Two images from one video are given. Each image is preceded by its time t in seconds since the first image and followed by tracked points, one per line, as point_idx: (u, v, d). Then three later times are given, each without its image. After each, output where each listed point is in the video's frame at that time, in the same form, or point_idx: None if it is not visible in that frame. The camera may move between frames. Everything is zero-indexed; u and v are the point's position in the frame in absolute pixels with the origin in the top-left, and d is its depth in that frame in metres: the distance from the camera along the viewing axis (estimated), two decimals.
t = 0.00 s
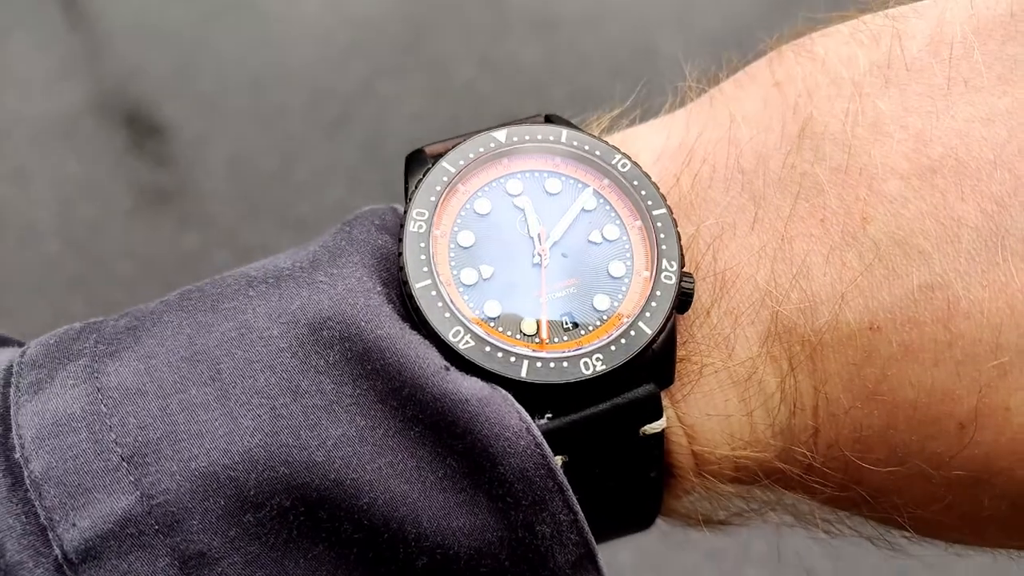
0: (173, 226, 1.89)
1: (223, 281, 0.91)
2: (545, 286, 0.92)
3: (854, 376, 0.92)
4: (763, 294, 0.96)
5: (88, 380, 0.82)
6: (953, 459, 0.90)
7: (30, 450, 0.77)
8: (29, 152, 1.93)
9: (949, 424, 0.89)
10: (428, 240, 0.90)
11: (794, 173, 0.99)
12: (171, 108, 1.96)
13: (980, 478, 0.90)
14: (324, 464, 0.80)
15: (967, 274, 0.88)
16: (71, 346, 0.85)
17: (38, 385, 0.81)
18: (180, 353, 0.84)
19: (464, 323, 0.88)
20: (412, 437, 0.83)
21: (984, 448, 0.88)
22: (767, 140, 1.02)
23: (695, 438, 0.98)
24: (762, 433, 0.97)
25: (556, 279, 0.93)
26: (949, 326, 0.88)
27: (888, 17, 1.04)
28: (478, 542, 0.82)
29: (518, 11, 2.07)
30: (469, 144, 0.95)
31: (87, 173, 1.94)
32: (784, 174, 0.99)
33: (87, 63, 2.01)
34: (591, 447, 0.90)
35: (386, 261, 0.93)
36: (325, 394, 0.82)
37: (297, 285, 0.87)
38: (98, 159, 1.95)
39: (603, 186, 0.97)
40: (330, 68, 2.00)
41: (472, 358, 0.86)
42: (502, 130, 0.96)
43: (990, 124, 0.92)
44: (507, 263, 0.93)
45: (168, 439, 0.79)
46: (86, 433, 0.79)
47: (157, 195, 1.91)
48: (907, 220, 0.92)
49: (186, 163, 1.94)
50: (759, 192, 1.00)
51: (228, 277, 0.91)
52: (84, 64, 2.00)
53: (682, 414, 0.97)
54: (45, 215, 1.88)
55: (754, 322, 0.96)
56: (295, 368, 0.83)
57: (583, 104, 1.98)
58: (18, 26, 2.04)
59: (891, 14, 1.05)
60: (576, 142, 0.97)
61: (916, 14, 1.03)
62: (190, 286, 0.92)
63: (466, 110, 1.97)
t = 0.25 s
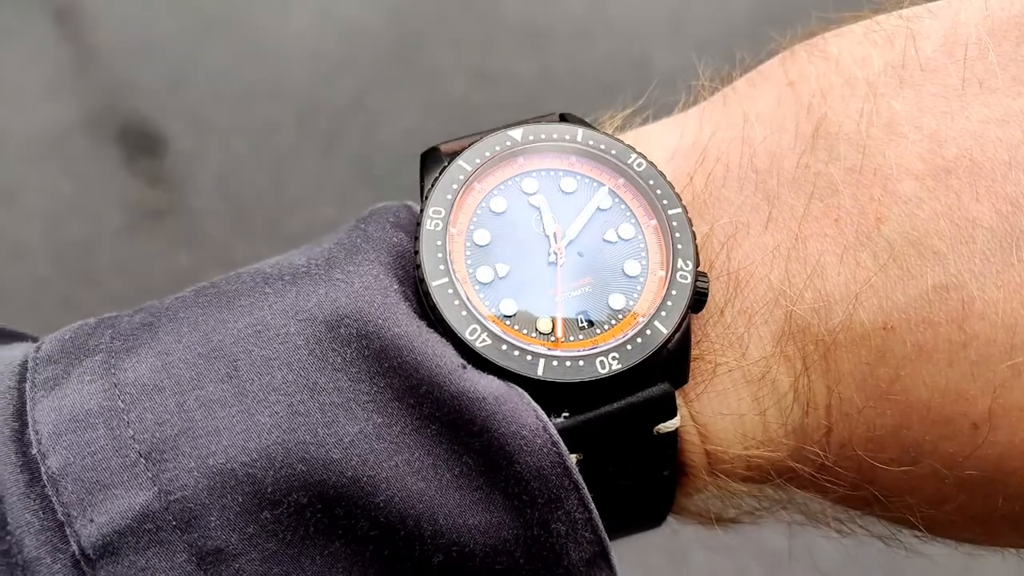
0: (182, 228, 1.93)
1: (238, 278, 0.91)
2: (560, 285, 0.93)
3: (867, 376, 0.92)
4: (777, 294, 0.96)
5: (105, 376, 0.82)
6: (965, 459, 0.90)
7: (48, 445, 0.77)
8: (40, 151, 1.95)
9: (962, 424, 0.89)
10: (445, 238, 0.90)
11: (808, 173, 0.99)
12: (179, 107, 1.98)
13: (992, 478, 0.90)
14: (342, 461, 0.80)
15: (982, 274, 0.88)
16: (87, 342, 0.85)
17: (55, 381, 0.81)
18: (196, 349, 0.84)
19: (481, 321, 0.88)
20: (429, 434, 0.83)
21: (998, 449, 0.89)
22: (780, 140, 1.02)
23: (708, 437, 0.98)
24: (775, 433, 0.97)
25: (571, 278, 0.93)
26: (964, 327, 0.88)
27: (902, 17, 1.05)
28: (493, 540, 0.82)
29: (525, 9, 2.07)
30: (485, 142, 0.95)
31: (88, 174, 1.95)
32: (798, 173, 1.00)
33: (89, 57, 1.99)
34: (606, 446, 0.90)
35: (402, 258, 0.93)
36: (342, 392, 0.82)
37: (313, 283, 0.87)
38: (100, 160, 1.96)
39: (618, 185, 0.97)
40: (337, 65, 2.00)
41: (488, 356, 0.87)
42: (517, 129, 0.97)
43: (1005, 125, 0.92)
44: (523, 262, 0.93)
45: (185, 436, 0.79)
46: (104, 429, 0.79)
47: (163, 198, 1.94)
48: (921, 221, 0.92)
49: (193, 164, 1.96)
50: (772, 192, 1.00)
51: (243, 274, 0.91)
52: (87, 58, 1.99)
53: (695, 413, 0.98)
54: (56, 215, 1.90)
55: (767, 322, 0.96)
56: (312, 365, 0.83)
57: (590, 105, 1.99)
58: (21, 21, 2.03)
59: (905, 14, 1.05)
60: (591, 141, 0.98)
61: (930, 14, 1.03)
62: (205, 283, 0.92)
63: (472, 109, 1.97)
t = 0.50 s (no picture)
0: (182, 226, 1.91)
1: (251, 276, 0.91)
2: (574, 284, 0.93)
3: (880, 375, 0.92)
4: (790, 293, 0.96)
5: (120, 375, 0.82)
6: (977, 459, 0.91)
7: (63, 444, 0.77)
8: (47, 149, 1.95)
9: (975, 424, 0.89)
10: (459, 237, 0.90)
11: (821, 173, 0.99)
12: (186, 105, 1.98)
13: (1004, 477, 0.91)
14: (358, 460, 0.80)
15: (996, 274, 0.88)
16: (102, 340, 0.85)
17: (70, 379, 0.81)
18: (211, 348, 0.84)
19: (495, 320, 0.88)
20: (444, 434, 0.83)
21: (1010, 448, 0.89)
22: (792, 139, 1.02)
23: (720, 436, 0.98)
24: (787, 432, 0.97)
25: (585, 277, 0.93)
26: (977, 327, 0.88)
27: (914, 18, 1.05)
28: (508, 539, 0.82)
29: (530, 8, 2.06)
30: (499, 141, 0.95)
31: (90, 171, 1.94)
32: (810, 173, 1.00)
33: (96, 59, 2.01)
34: (620, 445, 0.90)
35: (415, 257, 0.93)
36: (358, 391, 0.82)
37: (328, 281, 0.87)
38: (102, 157, 1.94)
39: (631, 185, 0.97)
40: (341, 65, 2.00)
41: (503, 355, 0.87)
42: (531, 128, 0.97)
43: (1018, 126, 0.93)
44: (537, 261, 0.93)
45: (201, 434, 0.79)
46: (119, 428, 0.79)
47: (166, 196, 1.93)
48: (935, 221, 0.92)
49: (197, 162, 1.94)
50: (784, 191, 1.00)
51: (256, 272, 0.91)
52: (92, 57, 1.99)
53: (708, 412, 0.98)
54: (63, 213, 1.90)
55: (780, 321, 0.96)
56: (328, 364, 0.83)
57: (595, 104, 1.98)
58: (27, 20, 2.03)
59: (917, 15, 1.05)
60: (604, 140, 0.98)
61: (942, 15, 1.03)
62: (218, 281, 0.92)
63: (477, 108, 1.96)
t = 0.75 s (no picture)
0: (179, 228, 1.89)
1: (257, 285, 0.90)
2: (582, 291, 0.92)
3: (888, 381, 0.92)
4: (798, 299, 0.96)
5: (126, 386, 0.81)
6: (986, 465, 0.90)
7: (70, 456, 0.76)
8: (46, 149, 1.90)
9: (984, 430, 0.89)
10: (467, 245, 0.90)
11: (828, 179, 0.99)
12: (185, 104, 1.92)
13: (1013, 483, 0.91)
14: (366, 470, 0.79)
15: (1005, 280, 0.88)
16: (107, 350, 0.84)
17: (76, 391, 0.80)
18: (218, 358, 0.83)
19: (504, 328, 0.88)
20: (453, 443, 0.82)
21: (1019, 454, 0.89)
22: (799, 144, 1.02)
23: (728, 443, 0.98)
24: (795, 438, 0.97)
25: (592, 283, 0.93)
26: (986, 332, 0.88)
27: (920, 23, 1.05)
28: (517, 548, 0.82)
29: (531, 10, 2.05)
30: (505, 148, 0.95)
31: (85, 171, 1.91)
32: (817, 179, 0.99)
33: (93, 57, 1.95)
34: (628, 453, 0.89)
35: (422, 265, 0.92)
36: (367, 400, 0.82)
37: (335, 290, 0.86)
38: (96, 156, 1.91)
39: (638, 191, 0.97)
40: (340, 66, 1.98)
41: (511, 363, 0.86)
42: (537, 135, 0.96)
43: None
44: (544, 268, 0.93)
45: (209, 445, 0.78)
46: (126, 439, 0.78)
47: (162, 199, 1.89)
48: (943, 227, 0.92)
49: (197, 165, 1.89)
50: (791, 197, 1.00)
51: (262, 281, 0.91)
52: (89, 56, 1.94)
53: (715, 419, 0.97)
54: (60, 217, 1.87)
55: (788, 328, 0.96)
56: (336, 374, 0.82)
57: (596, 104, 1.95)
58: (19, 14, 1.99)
59: (923, 19, 1.05)
60: (611, 146, 0.97)
61: (949, 19, 1.03)
62: (223, 291, 0.92)
63: (477, 110, 1.95)
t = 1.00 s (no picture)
0: (176, 235, 1.88)
1: (254, 295, 0.90)
2: (579, 297, 0.92)
3: (887, 386, 0.91)
4: (796, 304, 0.95)
5: (123, 397, 0.81)
6: (986, 469, 0.90)
7: (66, 468, 0.76)
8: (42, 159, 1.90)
9: (983, 433, 0.89)
10: (463, 253, 0.90)
11: (825, 183, 0.99)
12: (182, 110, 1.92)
13: (1012, 487, 0.90)
14: (364, 480, 0.79)
15: (1003, 283, 0.88)
16: (103, 362, 0.84)
17: (71, 403, 0.80)
18: (214, 368, 0.83)
19: (501, 336, 0.88)
20: (450, 451, 0.82)
21: (1019, 458, 0.88)
22: (796, 149, 1.02)
23: (727, 450, 0.97)
24: (794, 444, 0.96)
25: (589, 290, 0.92)
26: (984, 336, 0.88)
27: (916, 27, 1.05)
28: (516, 557, 0.81)
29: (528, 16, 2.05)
30: (501, 156, 0.95)
31: (82, 178, 1.90)
32: (814, 184, 0.99)
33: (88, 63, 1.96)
34: (627, 460, 0.89)
35: (418, 273, 0.92)
36: (364, 409, 0.81)
37: (332, 299, 0.86)
38: (94, 163, 1.91)
39: (635, 197, 0.97)
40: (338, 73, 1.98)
41: (509, 370, 0.86)
42: (533, 142, 0.96)
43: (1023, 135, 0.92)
44: (541, 275, 0.92)
45: (206, 456, 0.78)
46: (123, 451, 0.78)
47: (160, 204, 1.89)
48: (940, 230, 0.92)
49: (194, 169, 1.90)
50: (788, 202, 1.00)
51: (258, 291, 0.91)
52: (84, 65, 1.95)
53: (714, 425, 0.97)
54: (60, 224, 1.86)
55: (786, 333, 0.95)
56: (333, 383, 0.82)
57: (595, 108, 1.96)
58: (17, 19, 1.99)
59: (919, 23, 1.05)
60: (608, 152, 0.97)
61: (944, 23, 1.03)
62: (219, 301, 0.91)
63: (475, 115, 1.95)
